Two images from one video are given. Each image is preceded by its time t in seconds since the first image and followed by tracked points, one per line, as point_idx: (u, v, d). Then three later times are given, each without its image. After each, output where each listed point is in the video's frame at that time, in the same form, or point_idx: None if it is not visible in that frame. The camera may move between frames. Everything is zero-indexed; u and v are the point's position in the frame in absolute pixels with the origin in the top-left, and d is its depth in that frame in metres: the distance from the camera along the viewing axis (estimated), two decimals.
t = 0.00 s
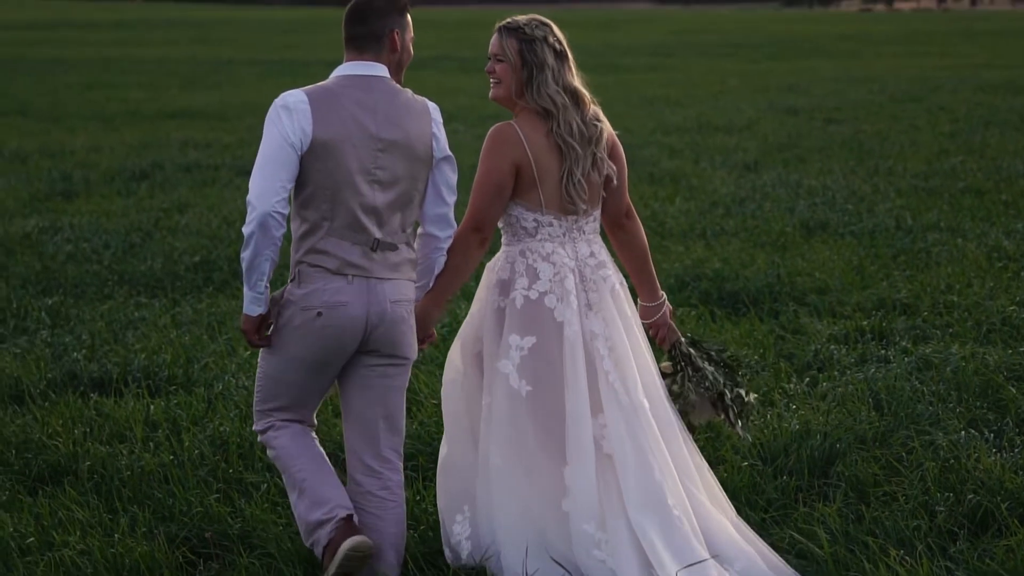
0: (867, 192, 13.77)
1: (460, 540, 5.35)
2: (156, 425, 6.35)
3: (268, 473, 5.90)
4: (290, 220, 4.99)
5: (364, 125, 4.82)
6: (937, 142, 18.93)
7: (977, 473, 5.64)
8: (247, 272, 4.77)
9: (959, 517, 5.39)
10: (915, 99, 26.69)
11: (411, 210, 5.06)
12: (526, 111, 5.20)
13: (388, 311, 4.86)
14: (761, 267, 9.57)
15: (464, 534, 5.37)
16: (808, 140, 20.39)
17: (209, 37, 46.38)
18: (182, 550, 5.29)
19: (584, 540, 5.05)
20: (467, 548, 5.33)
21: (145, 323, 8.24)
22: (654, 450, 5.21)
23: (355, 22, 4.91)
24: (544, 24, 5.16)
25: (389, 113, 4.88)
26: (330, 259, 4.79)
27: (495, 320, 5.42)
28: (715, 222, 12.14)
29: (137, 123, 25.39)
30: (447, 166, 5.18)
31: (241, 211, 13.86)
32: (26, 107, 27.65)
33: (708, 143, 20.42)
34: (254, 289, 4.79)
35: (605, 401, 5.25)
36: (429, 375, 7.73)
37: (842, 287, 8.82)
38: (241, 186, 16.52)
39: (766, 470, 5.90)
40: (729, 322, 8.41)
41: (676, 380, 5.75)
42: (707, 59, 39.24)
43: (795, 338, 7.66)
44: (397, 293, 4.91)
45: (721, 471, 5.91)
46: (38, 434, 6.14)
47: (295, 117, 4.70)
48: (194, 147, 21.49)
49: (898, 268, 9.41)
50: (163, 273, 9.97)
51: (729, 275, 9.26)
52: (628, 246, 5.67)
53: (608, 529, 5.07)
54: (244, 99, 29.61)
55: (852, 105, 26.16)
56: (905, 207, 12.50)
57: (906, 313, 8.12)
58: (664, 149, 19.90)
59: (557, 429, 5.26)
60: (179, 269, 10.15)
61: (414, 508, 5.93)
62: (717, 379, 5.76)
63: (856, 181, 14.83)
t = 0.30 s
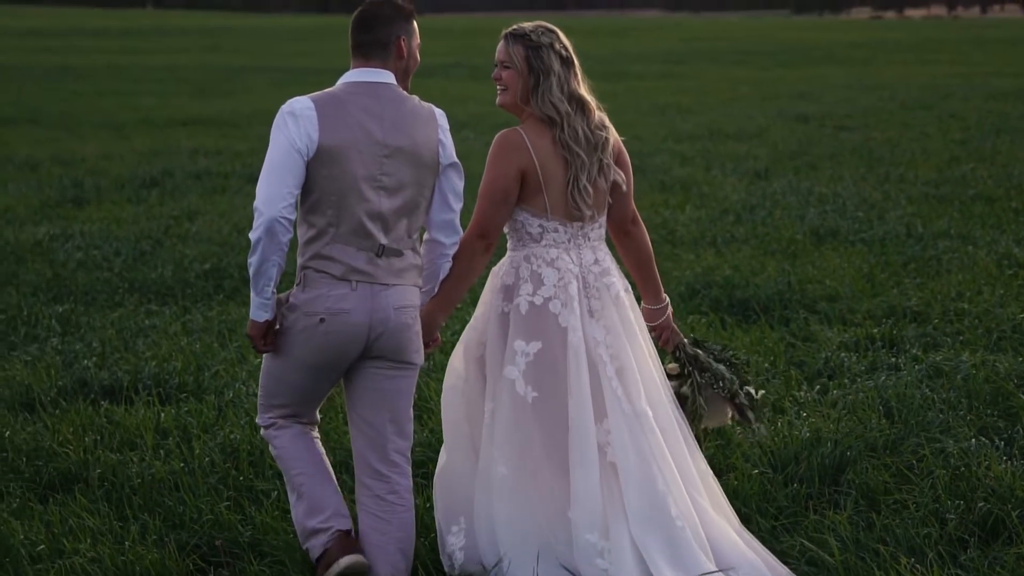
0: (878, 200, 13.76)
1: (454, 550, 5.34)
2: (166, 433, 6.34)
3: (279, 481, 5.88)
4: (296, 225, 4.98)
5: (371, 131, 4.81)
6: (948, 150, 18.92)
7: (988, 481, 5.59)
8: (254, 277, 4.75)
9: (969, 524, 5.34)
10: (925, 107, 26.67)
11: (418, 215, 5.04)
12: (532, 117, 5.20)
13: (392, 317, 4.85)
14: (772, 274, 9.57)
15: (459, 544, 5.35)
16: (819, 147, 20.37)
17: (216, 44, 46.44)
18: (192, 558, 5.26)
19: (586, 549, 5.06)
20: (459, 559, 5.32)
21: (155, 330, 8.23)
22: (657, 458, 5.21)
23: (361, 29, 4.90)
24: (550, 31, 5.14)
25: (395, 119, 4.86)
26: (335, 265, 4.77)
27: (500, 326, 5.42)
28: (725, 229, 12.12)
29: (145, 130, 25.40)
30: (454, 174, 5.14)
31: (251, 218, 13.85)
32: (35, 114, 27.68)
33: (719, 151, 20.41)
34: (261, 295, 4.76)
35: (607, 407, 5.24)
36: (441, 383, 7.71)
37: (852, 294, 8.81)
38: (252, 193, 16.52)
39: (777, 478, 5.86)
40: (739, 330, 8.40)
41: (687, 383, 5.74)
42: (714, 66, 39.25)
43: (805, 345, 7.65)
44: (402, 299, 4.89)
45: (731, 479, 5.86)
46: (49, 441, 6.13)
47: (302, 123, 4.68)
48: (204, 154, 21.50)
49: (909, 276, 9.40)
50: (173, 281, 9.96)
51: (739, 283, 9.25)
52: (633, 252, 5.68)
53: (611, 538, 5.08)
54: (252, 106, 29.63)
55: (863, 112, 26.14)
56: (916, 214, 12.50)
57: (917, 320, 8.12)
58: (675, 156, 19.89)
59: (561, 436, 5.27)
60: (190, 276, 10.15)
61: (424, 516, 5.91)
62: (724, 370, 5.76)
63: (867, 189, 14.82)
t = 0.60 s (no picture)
0: (888, 207, 13.75)
1: (451, 561, 5.35)
2: (176, 440, 6.33)
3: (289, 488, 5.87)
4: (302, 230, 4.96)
5: (377, 137, 4.77)
6: (958, 157, 18.91)
7: (999, 488, 5.55)
8: (258, 284, 4.75)
9: (980, 532, 5.30)
10: (936, 114, 26.66)
11: (424, 221, 5.00)
12: (538, 125, 5.19)
13: (395, 324, 4.80)
14: (782, 282, 9.56)
15: (457, 554, 5.37)
16: (830, 155, 20.36)
17: (223, 51, 46.52)
18: (203, 565, 5.24)
19: (588, 558, 5.05)
20: (456, 569, 5.32)
21: (166, 338, 8.23)
22: (659, 468, 5.22)
23: (368, 37, 4.87)
24: (556, 39, 5.13)
25: (400, 125, 4.83)
26: (339, 272, 4.75)
27: (503, 333, 5.42)
28: (734, 237, 12.12)
29: (154, 137, 25.43)
30: (459, 180, 5.10)
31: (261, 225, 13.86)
32: (44, 122, 27.73)
33: (730, 158, 20.40)
34: (265, 301, 4.76)
35: (610, 416, 5.24)
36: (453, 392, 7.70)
37: (862, 302, 8.81)
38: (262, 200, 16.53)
39: (787, 485, 5.82)
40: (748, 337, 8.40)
41: (695, 382, 5.86)
42: (721, 73, 39.26)
43: (816, 353, 7.64)
44: (406, 306, 4.84)
45: (741, 487, 5.83)
46: (59, 449, 6.12)
47: (307, 130, 4.67)
48: (215, 161, 21.51)
49: (919, 284, 9.39)
50: (183, 288, 9.96)
51: (750, 291, 9.26)
52: (638, 261, 5.70)
53: (613, 547, 5.06)
54: (259, 113, 29.67)
55: (873, 119, 26.13)
56: (926, 222, 12.49)
57: (927, 328, 8.11)
58: (684, 164, 19.86)
59: (562, 444, 5.26)
60: (200, 284, 10.14)
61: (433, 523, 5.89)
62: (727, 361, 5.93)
63: (877, 196, 14.81)
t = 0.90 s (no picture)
0: (898, 215, 13.75)
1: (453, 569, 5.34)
2: (186, 447, 6.32)
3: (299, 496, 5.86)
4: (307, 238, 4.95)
5: (380, 144, 4.77)
6: (968, 165, 18.89)
7: (1010, 496, 5.52)
8: (260, 290, 4.73)
9: (991, 540, 5.27)
10: (946, 121, 26.64)
11: (429, 228, 4.97)
12: (542, 133, 5.20)
13: (399, 329, 4.77)
14: (792, 289, 9.56)
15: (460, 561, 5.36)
16: (840, 162, 20.35)
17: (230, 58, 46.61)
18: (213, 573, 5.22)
19: (590, 565, 5.03)
20: None
21: (175, 345, 8.24)
22: (660, 475, 5.21)
23: (374, 45, 4.88)
24: (560, 47, 5.13)
25: (404, 133, 4.82)
26: (342, 278, 4.74)
27: (505, 341, 5.43)
28: (743, 244, 12.11)
29: (163, 144, 25.47)
30: (464, 189, 5.07)
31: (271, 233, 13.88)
32: (52, 129, 27.78)
33: (740, 165, 20.39)
34: (268, 308, 4.73)
35: (612, 423, 5.24)
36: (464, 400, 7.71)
37: (872, 310, 8.80)
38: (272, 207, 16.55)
39: (797, 492, 5.79)
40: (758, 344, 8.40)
41: (694, 376, 5.86)
42: (727, 80, 39.25)
43: (826, 360, 7.64)
44: (409, 312, 4.80)
45: (750, 494, 5.80)
46: (69, 456, 6.12)
47: (311, 137, 4.67)
48: (225, 169, 21.55)
49: (929, 291, 9.38)
50: (193, 295, 9.97)
51: (760, 298, 9.25)
52: (640, 269, 5.74)
53: (615, 553, 5.05)
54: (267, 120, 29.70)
55: (883, 126, 26.12)
56: (937, 230, 12.48)
57: (937, 335, 8.11)
58: (694, 172, 19.87)
59: (564, 451, 5.27)
60: (209, 291, 10.15)
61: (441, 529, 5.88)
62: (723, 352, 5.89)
63: (887, 204, 14.80)
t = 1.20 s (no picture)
0: (908, 222, 13.75)
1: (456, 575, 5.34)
2: (196, 454, 6.32)
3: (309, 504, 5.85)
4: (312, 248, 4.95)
5: (384, 152, 4.77)
6: (978, 172, 18.87)
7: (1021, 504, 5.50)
8: (263, 298, 4.69)
9: (1001, 548, 5.25)
10: (956, 129, 26.62)
11: (433, 236, 4.95)
12: (546, 142, 5.21)
13: (401, 335, 4.74)
14: (802, 296, 9.57)
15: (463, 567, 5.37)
16: (849, 170, 20.34)
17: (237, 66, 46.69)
18: None
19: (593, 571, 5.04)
20: None
21: (186, 352, 8.24)
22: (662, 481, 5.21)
23: (380, 53, 4.88)
24: (564, 56, 5.14)
25: (408, 141, 4.82)
26: (344, 285, 4.74)
27: (507, 349, 5.45)
28: (753, 252, 12.10)
29: (173, 151, 25.51)
30: (469, 200, 5.04)
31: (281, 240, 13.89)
32: (62, 136, 27.84)
33: (749, 173, 20.40)
34: (270, 315, 4.68)
35: (613, 429, 5.26)
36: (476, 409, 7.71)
37: (882, 318, 8.81)
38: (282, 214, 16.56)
39: (807, 500, 5.78)
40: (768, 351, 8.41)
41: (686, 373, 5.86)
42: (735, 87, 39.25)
43: (835, 368, 7.65)
44: (412, 319, 4.78)
45: (761, 502, 5.78)
46: (79, 463, 6.11)
47: (315, 146, 4.68)
48: (235, 176, 21.58)
49: (939, 299, 9.38)
50: (203, 303, 9.96)
51: (770, 305, 9.26)
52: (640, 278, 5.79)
53: (617, 559, 5.06)
54: (275, 127, 29.75)
55: (893, 134, 26.09)
56: (946, 237, 12.47)
57: (947, 343, 8.11)
58: (704, 179, 19.86)
59: (567, 458, 5.29)
60: (219, 298, 10.15)
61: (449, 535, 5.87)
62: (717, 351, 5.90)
63: (897, 211, 14.79)
